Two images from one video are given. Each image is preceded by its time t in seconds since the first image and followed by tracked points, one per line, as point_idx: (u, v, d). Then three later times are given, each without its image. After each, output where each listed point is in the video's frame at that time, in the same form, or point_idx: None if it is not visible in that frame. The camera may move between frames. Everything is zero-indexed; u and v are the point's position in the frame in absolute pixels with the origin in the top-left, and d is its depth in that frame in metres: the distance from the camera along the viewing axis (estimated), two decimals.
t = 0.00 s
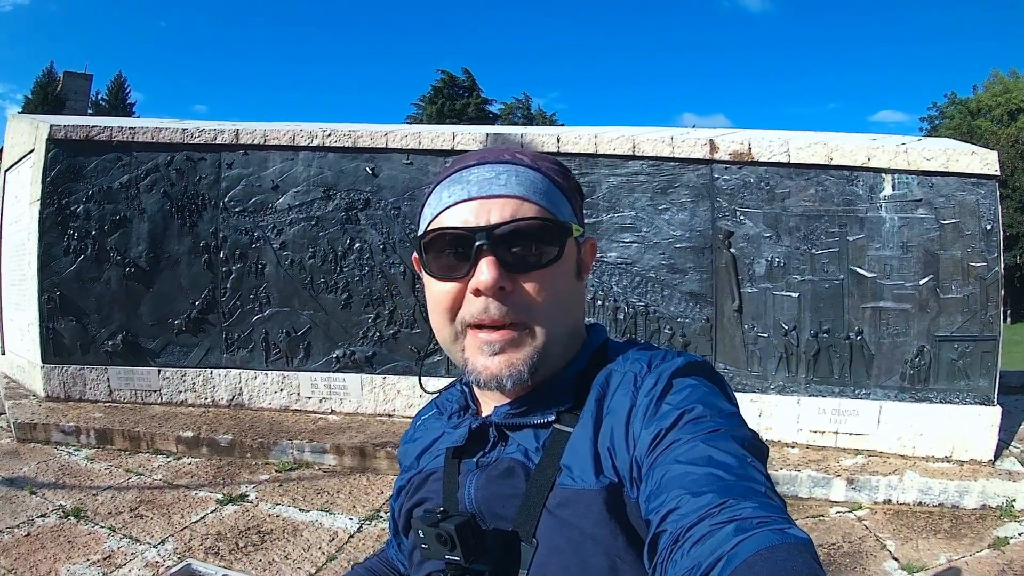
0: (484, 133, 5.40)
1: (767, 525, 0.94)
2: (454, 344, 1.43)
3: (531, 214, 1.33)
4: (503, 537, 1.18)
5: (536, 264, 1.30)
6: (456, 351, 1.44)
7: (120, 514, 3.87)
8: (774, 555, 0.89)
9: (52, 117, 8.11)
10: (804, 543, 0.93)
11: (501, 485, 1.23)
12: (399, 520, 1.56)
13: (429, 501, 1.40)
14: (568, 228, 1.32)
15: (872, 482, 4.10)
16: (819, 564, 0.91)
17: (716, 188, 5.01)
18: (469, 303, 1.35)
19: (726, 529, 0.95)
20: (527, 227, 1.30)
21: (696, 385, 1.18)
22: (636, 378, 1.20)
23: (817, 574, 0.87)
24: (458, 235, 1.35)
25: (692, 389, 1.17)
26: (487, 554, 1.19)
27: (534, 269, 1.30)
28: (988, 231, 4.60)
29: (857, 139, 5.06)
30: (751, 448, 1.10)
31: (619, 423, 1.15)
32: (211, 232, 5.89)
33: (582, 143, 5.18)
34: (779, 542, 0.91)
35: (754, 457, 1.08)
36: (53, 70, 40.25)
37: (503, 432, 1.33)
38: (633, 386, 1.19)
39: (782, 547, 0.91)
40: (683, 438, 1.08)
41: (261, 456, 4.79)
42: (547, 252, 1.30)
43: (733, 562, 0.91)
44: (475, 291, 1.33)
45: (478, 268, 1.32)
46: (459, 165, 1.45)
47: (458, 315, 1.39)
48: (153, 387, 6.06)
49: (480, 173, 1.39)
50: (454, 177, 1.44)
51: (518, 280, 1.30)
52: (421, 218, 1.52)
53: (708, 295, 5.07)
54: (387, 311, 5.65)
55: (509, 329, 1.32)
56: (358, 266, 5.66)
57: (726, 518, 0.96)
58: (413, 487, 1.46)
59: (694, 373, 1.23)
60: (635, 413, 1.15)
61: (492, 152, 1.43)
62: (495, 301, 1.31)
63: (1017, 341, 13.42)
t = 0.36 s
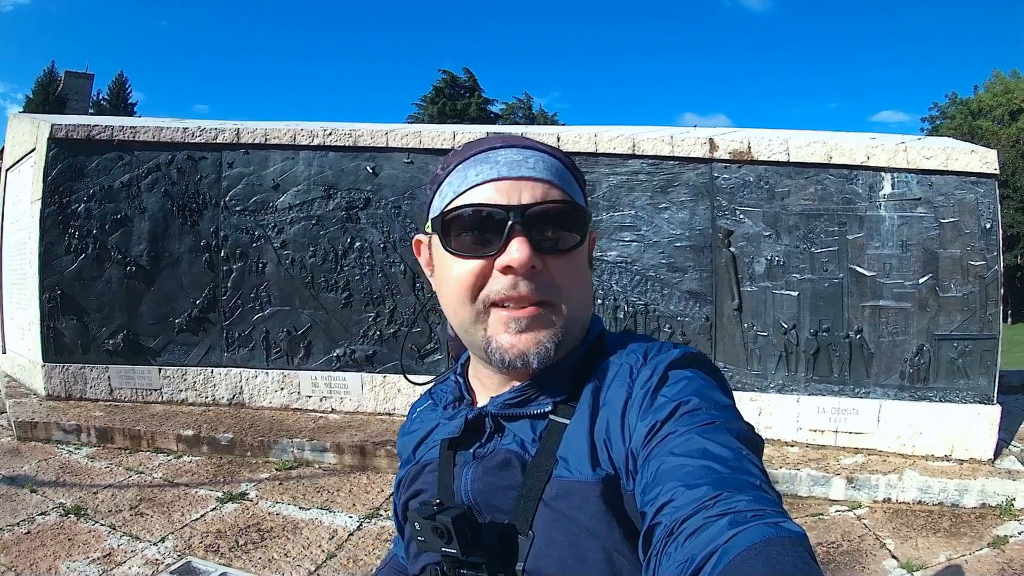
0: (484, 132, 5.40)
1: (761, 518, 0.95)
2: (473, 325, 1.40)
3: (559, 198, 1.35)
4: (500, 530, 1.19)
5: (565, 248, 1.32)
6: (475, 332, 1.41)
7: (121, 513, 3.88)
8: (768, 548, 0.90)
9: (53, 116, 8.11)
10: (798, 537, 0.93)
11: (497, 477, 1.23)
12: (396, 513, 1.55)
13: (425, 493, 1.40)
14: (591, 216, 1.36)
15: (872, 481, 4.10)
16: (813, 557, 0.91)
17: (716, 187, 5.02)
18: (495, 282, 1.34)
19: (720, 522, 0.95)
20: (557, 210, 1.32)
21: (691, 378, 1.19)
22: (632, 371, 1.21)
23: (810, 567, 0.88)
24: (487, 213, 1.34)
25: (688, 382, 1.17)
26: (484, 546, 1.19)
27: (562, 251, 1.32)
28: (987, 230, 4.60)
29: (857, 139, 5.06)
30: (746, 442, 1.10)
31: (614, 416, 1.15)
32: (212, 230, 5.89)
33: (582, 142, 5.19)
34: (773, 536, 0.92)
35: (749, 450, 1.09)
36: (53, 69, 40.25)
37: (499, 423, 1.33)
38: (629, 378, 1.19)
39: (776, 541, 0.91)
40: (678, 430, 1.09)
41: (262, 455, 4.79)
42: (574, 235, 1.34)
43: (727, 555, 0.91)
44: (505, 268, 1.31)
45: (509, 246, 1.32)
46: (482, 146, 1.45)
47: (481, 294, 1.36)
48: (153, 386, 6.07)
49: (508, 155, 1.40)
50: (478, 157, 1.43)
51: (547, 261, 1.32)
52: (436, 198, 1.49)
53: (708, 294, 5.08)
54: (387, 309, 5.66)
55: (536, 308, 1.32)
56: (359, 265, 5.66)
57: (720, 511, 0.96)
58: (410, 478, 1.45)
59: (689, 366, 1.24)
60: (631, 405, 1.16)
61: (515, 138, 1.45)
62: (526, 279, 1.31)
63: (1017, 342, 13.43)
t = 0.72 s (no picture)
0: (484, 133, 5.41)
1: (753, 529, 0.95)
2: (461, 338, 1.40)
3: (543, 205, 1.36)
4: (490, 541, 1.19)
5: (552, 255, 1.33)
6: (463, 345, 1.40)
7: (120, 512, 3.88)
8: (759, 559, 0.91)
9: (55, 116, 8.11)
10: (790, 546, 0.94)
11: (487, 488, 1.24)
12: (387, 522, 1.55)
13: (415, 502, 1.41)
14: (576, 222, 1.37)
15: (871, 483, 4.10)
16: (804, 566, 0.92)
17: (716, 188, 5.01)
18: (482, 292, 1.33)
19: (711, 533, 0.96)
20: (543, 217, 1.33)
21: (681, 388, 1.19)
22: (622, 382, 1.21)
23: None
24: (472, 222, 1.34)
25: (678, 392, 1.18)
26: (475, 557, 1.19)
27: (548, 258, 1.32)
28: (987, 232, 4.60)
29: (857, 139, 5.06)
30: (737, 451, 1.10)
31: (604, 426, 1.15)
32: (212, 231, 5.89)
33: (582, 142, 5.19)
34: (765, 546, 0.92)
35: (740, 459, 1.09)
36: (55, 69, 40.17)
37: (488, 434, 1.33)
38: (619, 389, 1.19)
39: (768, 551, 0.92)
40: (669, 441, 1.09)
41: (262, 455, 4.80)
42: (560, 242, 1.34)
43: (719, 566, 0.91)
44: (491, 278, 1.31)
45: (495, 255, 1.32)
46: (464, 156, 1.46)
47: (468, 305, 1.36)
48: (154, 386, 6.07)
49: (490, 164, 1.41)
50: (461, 168, 1.44)
51: (534, 268, 1.32)
52: (420, 211, 1.50)
53: (708, 295, 5.08)
54: (388, 310, 5.66)
55: (523, 318, 1.32)
56: (359, 266, 5.67)
57: (712, 521, 0.97)
58: (400, 487, 1.46)
59: (680, 375, 1.24)
60: (621, 416, 1.16)
61: (497, 147, 1.46)
62: (512, 288, 1.31)
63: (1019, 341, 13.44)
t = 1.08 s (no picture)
0: (490, 133, 5.41)
1: (749, 530, 0.96)
2: (450, 341, 1.42)
3: (536, 212, 1.35)
4: (487, 544, 1.19)
5: (543, 262, 1.32)
6: (452, 347, 1.42)
7: (124, 512, 3.88)
8: (756, 559, 0.91)
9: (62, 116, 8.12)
10: (787, 547, 0.95)
11: (482, 490, 1.24)
12: (383, 525, 1.55)
13: (412, 504, 1.40)
14: (570, 229, 1.36)
15: (875, 484, 4.10)
16: (801, 567, 0.93)
17: (722, 189, 5.01)
18: (471, 297, 1.35)
19: (708, 534, 0.96)
20: (535, 225, 1.32)
21: (677, 389, 1.19)
22: (618, 384, 1.21)
23: None
24: (462, 229, 1.35)
25: (674, 394, 1.18)
26: (471, 559, 1.19)
27: (537, 265, 1.32)
28: (992, 233, 4.60)
29: (863, 141, 5.06)
30: (733, 452, 1.11)
31: (600, 428, 1.15)
32: (218, 231, 5.89)
33: (588, 143, 5.20)
34: (761, 546, 0.93)
35: (736, 460, 1.09)
36: (60, 69, 40.20)
37: (484, 436, 1.34)
38: (615, 392, 1.20)
39: (765, 551, 0.92)
40: (665, 442, 1.09)
41: (267, 455, 4.79)
42: (551, 249, 1.33)
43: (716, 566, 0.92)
44: (479, 284, 1.33)
45: (484, 263, 1.33)
46: (461, 160, 1.44)
47: (457, 310, 1.38)
48: (159, 386, 6.07)
49: (485, 169, 1.40)
50: (456, 172, 1.43)
51: (523, 276, 1.32)
52: (417, 213, 1.51)
53: (714, 296, 5.07)
54: (393, 310, 5.66)
55: (512, 324, 1.33)
56: (364, 266, 5.67)
57: (708, 522, 0.97)
58: (397, 490, 1.46)
59: (675, 377, 1.24)
60: (617, 418, 1.16)
61: (494, 151, 1.45)
62: (500, 295, 1.32)
63: None
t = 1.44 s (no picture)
0: (495, 133, 5.41)
1: (753, 525, 0.95)
2: (455, 336, 1.43)
3: (544, 213, 1.34)
4: (491, 539, 1.18)
5: (550, 263, 1.33)
6: (456, 342, 1.44)
7: (128, 512, 3.88)
8: (759, 555, 0.91)
9: (66, 116, 8.12)
10: (790, 543, 0.94)
11: (488, 485, 1.23)
12: (390, 519, 1.55)
13: (418, 499, 1.40)
14: (577, 231, 1.35)
15: (880, 484, 4.10)
16: (805, 563, 0.92)
17: (728, 189, 5.01)
18: (476, 295, 1.36)
19: (711, 529, 0.96)
20: (542, 225, 1.32)
21: (683, 385, 1.19)
22: (623, 379, 1.21)
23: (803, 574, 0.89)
24: (469, 228, 1.35)
25: (679, 389, 1.17)
26: (475, 554, 1.18)
27: (543, 266, 1.33)
28: (996, 233, 4.59)
29: (867, 141, 5.06)
30: (738, 448, 1.10)
31: (605, 423, 1.15)
32: (223, 231, 5.90)
33: (594, 143, 5.20)
34: (765, 542, 0.93)
35: (741, 457, 1.09)
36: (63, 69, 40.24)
37: (490, 431, 1.33)
38: (620, 386, 1.19)
39: (768, 547, 0.92)
40: (670, 437, 1.09)
41: (272, 454, 4.80)
42: (558, 250, 1.34)
43: (719, 562, 0.92)
44: (484, 283, 1.34)
45: (490, 262, 1.33)
46: (472, 156, 1.44)
47: (462, 307, 1.39)
48: (163, 385, 6.08)
49: (495, 167, 1.39)
50: (466, 168, 1.43)
51: (528, 276, 1.32)
52: (425, 207, 1.50)
53: (719, 296, 5.08)
54: (398, 310, 5.66)
55: (516, 323, 1.34)
56: (370, 266, 5.67)
57: (712, 517, 0.97)
58: (403, 484, 1.46)
59: (681, 372, 1.24)
60: (622, 413, 1.16)
61: (505, 147, 1.43)
62: (505, 294, 1.33)
63: None
